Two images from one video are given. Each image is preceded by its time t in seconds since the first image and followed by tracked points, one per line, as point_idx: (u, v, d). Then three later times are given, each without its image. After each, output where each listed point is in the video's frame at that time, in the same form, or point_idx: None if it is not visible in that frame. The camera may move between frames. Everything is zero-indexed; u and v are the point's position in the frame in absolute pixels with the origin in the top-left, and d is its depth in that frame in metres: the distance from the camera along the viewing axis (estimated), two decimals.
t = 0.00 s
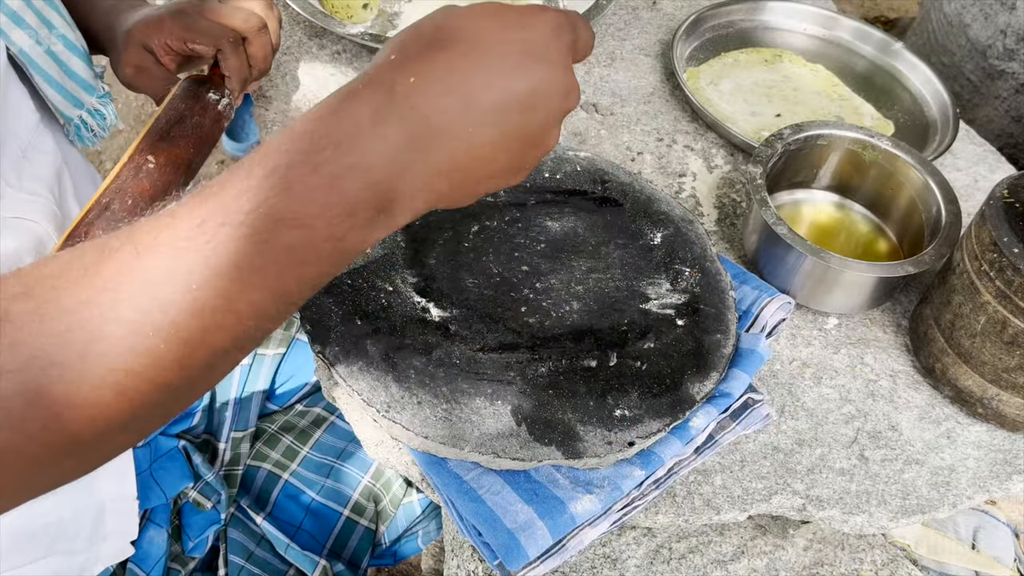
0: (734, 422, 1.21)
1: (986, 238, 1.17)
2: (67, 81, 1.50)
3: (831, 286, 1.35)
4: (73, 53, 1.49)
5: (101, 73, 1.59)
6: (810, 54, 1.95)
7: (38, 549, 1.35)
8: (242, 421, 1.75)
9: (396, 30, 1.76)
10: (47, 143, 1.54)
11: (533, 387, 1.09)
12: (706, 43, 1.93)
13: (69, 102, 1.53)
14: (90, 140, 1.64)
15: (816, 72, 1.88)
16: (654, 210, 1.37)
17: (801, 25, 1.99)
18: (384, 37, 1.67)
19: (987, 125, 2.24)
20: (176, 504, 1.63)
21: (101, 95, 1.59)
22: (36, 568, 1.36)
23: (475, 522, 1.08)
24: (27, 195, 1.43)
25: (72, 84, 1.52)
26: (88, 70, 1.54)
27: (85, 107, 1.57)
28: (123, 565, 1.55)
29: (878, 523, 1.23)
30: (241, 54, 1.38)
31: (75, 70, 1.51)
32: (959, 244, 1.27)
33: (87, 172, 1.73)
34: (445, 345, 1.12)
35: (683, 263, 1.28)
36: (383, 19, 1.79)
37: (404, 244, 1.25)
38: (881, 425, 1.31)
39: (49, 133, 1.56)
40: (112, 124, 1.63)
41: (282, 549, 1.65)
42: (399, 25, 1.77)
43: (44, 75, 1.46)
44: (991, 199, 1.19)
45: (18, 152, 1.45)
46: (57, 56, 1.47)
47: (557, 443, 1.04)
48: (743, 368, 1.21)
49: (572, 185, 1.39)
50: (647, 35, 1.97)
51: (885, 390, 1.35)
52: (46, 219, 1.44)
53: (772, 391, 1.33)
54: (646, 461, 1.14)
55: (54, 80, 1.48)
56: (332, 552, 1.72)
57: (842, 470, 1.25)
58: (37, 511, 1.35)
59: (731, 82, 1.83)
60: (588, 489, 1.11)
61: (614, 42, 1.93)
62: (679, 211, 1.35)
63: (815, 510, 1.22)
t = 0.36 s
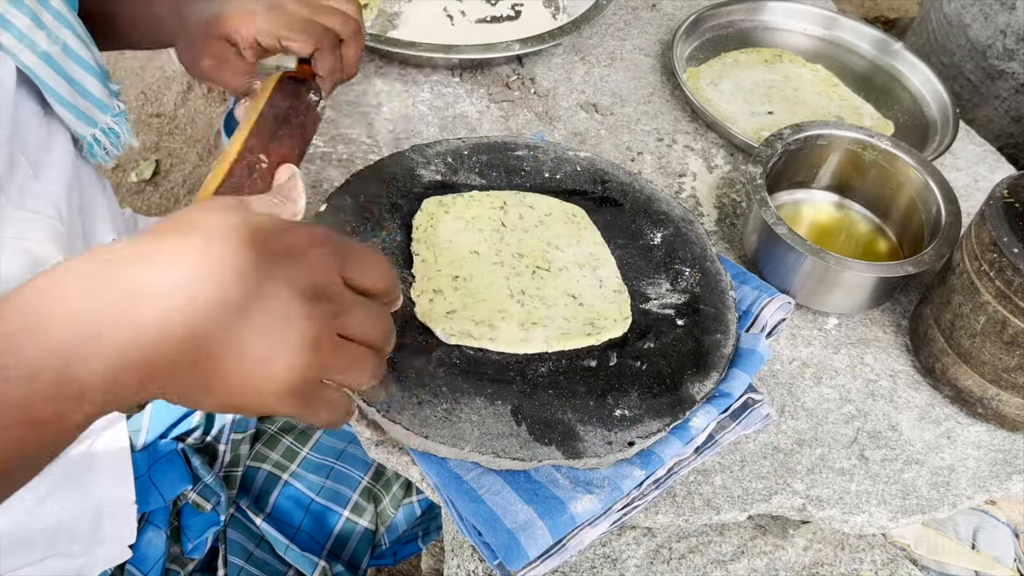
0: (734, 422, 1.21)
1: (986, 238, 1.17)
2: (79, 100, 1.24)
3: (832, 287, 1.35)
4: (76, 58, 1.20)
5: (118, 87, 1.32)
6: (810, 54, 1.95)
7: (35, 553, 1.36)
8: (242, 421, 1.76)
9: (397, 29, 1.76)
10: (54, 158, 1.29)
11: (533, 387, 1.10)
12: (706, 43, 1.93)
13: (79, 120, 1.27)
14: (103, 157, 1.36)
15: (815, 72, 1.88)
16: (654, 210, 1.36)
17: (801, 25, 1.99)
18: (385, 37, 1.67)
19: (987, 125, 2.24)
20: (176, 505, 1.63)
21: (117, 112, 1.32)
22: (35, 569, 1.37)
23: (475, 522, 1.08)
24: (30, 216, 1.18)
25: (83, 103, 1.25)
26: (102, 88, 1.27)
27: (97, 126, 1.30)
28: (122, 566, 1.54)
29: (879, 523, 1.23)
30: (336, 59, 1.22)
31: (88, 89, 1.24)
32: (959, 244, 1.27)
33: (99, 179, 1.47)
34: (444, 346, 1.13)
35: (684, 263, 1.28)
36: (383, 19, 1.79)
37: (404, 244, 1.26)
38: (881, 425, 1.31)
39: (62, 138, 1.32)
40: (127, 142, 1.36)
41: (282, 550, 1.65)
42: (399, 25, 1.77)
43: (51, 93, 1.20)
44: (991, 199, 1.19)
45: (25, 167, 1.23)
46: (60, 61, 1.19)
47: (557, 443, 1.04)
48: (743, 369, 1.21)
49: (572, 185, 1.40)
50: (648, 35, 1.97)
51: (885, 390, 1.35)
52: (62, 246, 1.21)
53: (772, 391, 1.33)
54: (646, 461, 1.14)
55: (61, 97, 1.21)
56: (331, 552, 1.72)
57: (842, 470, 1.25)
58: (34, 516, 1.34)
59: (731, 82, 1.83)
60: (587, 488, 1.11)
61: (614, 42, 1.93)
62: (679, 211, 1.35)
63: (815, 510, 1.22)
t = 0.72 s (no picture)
0: (735, 422, 1.21)
1: (986, 238, 1.17)
2: (84, 110, 1.29)
3: (832, 286, 1.35)
4: (81, 68, 1.27)
5: (122, 98, 1.37)
6: (810, 54, 1.95)
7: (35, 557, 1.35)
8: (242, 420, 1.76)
9: (396, 30, 1.76)
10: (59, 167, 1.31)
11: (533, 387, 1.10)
12: (706, 43, 1.93)
13: (85, 131, 1.31)
14: (107, 167, 1.39)
15: (815, 72, 1.88)
16: (654, 210, 1.36)
17: (801, 25, 1.99)
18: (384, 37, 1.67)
19: (987, 125, 2.24)
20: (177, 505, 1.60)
21: (121, 122, 1.37)
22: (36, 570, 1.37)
23: (476, 522, 1.08)
24: (30, 232, 1.21)
25: (88, 114, 1.30)
26: (107, 98, 1.33)
27: (102, 135, 1.34)
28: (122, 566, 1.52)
29: (879, 523, 1.23)
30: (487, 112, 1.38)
31: (93, 99, 1.30)
32: (959, 244, 1.27)
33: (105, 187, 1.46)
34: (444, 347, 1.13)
35: (684, 263, 1.28)
36: (383, 19, 1.79)
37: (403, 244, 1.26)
38: (881, 425, 1.31)
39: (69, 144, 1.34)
40: (131, 153, 1.40)
41: (282, 550, 1.64)
42: (399, 25, 1.77)
43: (59, 106, 1.26)
44: (991, 199, 1.19)
45: (32, 173, 1.25)
46: (65, 68, 1.25)
47: (557, 443, 1.04)
48: (743, 368, 1.21)
49: (572, 185, 1.39)
50: (648, 35, 1.97)
51: (885, 390, 1.35)
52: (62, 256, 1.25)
53: (772, 391, 1.33)
54: (646, 461, 1.14)
55: (69, 109, 1.27)
56: (331, 552, 1.72)
57: (842, 470, 1.25)
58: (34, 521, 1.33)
59: (731, 82, 1.83)
60: (588, 489, 1.11)
61: (614, 42, 1.93)
62: (679, 211, 1.35)
63: (815, 510, 1.22)
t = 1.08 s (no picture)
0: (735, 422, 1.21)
1: (986, 238, 1.17)
2: (64, 100, 1.26)
3: (832, 286, 1.35)
4: (64, 60, 1.25)
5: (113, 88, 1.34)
6: (810, 54, 1.95)
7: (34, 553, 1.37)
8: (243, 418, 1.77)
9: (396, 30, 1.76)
10: (41, 160, 1.31)
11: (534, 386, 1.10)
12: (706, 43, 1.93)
13: (67, 122, 1.29)
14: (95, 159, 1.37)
15: (815, 72, 1.88)
16: (654, 210, 1.36)
17: (801, 25, 1.99)
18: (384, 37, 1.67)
19: (987, 125, 2.24)
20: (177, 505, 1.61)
21: (110, 113, 1.34)
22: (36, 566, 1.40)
23: (476, 522, 1.08)
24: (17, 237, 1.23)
25: (70, 103, 1.27)
26: (92, 89, 1.30)
27: (88, 127, 1.32)
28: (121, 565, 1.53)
29: (879, 523, 1.23)
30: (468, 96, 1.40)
31: (77, 90, 1.27)
32: (959, 244, 1.27)
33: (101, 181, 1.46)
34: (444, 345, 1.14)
35: (684, 263, 1.28)
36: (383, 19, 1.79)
37: (404, 244, 1.26)
38: (881, 425, 1.31)
39: (49, 134, 1.32)
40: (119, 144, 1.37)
41: (281, 548, 1.65)
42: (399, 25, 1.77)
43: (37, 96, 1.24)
44: (990, 199, 1.19)
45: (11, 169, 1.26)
46: (48, 62, 1.23)
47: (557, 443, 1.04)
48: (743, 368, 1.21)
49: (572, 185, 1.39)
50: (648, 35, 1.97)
51: (885, 390, 1.35)
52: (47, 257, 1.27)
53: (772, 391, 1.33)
54: (646, 462, 1.14)
55: (48, 100, 1.25)
56: (331, 550, 1.72)
57: (842, 470, 1.25)
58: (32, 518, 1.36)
59: (731, 82, 1.83)
60: (588, 488, 1.11)
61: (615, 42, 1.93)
62: (679, 211, 1.35)
63: (815, 510, 1.22)
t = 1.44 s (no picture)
0: (735, 422, 1.21)
1: (986, 238, 1.17)
2: (83, 111, 1.30)
3: (832, 287, 1.35)
4: (83, 72, 1.27)
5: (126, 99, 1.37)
6: (810, 54, 1.95)
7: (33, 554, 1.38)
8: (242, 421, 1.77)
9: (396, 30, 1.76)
10: (57, 169, 1.32)
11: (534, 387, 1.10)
12: (705, 43, 1.93)
13: (83, 131, 1.32)
14: (107, 168, 1.40)
15: (815, 72, 1.88)
16: (654, 210, 1.36)
17: (801, 25, 1.99)
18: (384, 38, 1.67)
19: (987, 125, 2.24)
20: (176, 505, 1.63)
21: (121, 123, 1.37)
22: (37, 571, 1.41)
23: (476, 522, 1.08)
24: (42, 240, 1.24)
25: (87, 114, 1.31)
26: (108, 100, 1.33)
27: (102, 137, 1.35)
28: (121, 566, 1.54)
29: (879, 523, 1.23)
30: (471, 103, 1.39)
31: (93, 100, 1.30)
32: (959, 244, 1.27)
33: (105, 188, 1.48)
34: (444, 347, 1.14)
35: (684, 262, 1.28)
36: (383, 19, 1.79)
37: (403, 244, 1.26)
38: (881, 425, 1.31)
39: (67, 147, 1.35)
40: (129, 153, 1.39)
41: (280, 548, 1.66)
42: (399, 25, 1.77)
43: (55, 105, 1.26)
44: (991, 199, 1.19)
45: (31, 177, 1.27)
46: (67, 73, 1.25)
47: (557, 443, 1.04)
48: (743, 368, 1.21)
49: (572, 186, 1.40)
50: (647, 35, 1.97)
51: (885, 390, 1.35)
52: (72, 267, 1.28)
53: (772, 391, 1.33)
54: (646, 461, 1.14)
55: (67, 110, 1.27)
56: (330, 551, 1.72)
57: (842, 470, 1.25)
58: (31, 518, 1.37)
59: (731, 82, 1.83)
60: (587, 488, 1.11)
61: (615, 43, 1.93)
62: (679, 211, 1.35)
63: (815, 510, 1.22)
